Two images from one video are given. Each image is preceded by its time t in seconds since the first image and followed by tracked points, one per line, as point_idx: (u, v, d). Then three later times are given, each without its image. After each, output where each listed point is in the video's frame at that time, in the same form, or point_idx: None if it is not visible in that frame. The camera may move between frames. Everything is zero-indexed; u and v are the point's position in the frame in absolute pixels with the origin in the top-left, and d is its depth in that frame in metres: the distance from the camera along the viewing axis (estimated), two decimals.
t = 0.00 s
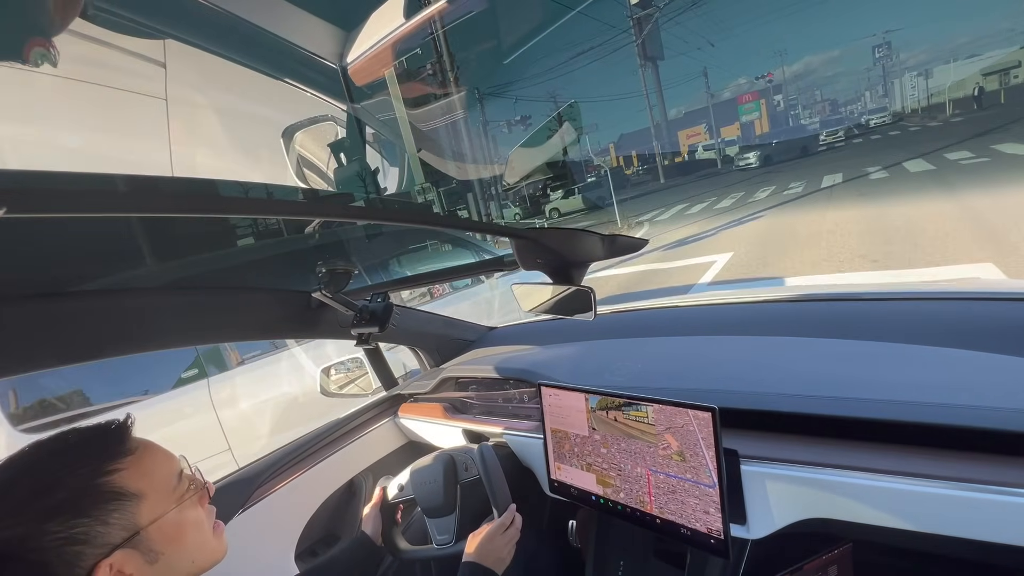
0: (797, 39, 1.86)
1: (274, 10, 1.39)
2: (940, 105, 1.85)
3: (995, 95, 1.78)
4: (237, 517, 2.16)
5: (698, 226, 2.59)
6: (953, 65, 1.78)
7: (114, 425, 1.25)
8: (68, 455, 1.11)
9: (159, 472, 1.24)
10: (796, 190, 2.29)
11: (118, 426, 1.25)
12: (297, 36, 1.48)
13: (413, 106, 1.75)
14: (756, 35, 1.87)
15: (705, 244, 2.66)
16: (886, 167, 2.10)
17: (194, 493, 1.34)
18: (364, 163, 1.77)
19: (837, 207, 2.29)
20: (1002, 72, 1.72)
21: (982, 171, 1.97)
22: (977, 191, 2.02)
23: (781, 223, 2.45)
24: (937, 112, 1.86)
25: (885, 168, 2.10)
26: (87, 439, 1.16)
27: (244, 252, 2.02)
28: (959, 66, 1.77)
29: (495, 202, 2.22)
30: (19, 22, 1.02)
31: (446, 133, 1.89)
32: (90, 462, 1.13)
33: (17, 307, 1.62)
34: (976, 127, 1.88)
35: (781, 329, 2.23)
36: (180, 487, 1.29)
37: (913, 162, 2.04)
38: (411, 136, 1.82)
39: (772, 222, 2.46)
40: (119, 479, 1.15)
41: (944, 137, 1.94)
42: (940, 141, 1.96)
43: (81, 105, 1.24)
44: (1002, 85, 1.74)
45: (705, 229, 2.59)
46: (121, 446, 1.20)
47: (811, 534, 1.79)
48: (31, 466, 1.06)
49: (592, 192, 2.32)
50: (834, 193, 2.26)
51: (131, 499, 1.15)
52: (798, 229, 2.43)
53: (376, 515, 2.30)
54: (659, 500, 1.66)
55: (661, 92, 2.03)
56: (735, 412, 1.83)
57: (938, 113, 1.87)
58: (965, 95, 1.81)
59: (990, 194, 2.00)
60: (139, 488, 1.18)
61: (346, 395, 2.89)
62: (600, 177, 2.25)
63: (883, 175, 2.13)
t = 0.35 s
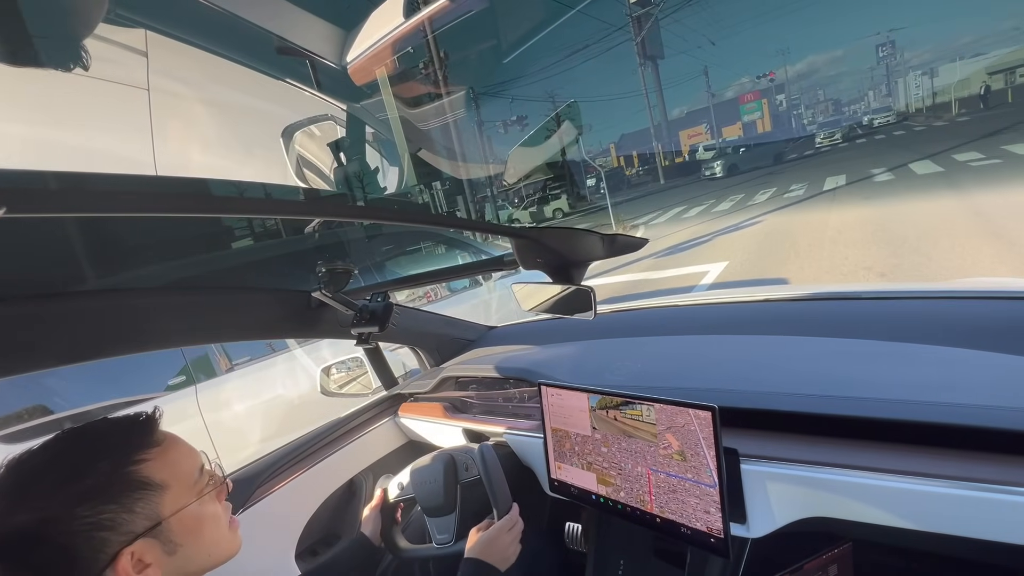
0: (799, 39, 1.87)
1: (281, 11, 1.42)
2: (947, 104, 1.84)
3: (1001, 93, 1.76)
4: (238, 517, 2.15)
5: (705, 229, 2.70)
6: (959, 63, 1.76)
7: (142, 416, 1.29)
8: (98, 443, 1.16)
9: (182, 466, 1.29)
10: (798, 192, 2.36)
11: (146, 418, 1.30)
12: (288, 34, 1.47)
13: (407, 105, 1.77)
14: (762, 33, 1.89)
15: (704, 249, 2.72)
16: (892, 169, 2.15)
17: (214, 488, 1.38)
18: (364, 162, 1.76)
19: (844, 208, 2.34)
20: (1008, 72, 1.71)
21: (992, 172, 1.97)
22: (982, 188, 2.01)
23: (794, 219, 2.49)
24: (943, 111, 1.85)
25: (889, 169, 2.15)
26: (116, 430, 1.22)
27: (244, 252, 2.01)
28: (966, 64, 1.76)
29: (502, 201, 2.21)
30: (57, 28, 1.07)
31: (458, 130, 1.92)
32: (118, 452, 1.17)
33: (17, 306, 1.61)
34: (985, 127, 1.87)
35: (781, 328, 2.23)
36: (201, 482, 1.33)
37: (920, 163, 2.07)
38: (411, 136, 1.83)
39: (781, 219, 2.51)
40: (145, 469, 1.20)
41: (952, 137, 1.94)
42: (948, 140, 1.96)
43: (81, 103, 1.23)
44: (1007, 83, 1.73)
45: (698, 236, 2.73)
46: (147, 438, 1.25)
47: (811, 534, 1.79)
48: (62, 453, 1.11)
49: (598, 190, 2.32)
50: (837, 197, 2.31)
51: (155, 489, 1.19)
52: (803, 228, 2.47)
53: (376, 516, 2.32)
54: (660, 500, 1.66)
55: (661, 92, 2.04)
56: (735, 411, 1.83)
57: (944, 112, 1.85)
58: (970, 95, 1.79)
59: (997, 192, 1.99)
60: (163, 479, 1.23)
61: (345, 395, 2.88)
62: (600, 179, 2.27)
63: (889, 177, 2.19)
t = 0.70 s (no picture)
0: (800, 38, 1.86)
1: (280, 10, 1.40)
2: (950, 103, 1.83)
3: (1008, 92, 1.75)
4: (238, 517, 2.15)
5: (708, 231, 2.65)
6: (963, 62, 1.74)
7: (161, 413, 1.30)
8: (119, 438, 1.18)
9: (200, 461, 1.31)
10: (799, 194, 2.35)
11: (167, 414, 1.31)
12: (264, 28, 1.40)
13: (408, 105, 1.77)
14: (765, 31, 1.87)
15: (700, 254, 2.71)
16: (896, 170, 2.13)
17: (231, 483, 1.40)
18: (365, 162, 1.77)
19: (848, 208, 2.30)
20: (1012, 71, 1.71)
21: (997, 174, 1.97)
22: (987, 187, 2.01)
23: (793, 220, 2.46)
24: (946, 111, 1.85)
25: (893, 171, 2.13)
26: (137, 425, 1.23)
27: (244, 252, 2.01)
28: (971, 62, 1.74)
29: (503, 199, 2.23)
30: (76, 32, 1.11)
31: (459, 129, 1.92)
32: (138, 448, 1.19)
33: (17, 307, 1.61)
34: (994, 126, 1.86)
35: (781, 328, 2.23)
36: (219, 477, 1.35)
37: (925, 163, 2.06)
38: (411, 135, 1.83)
39: (783, 221, 2.48)
40: (163, 465, 1.21)
41: (959, 137, 1.93)
42: (955, 141, 1.95)
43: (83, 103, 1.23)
44: (1011, 83, 1.73)
45: (696, 239, 2.71)
46: (167, 434, 1.26)
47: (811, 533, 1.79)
48: (85, 446, 1.13)
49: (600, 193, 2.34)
50: (840, 198, 2.30)
51: (173, 485, 1.21)
52: (806, 229, 2.45)
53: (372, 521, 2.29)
54: (660, 500, 1.66)
55: (661, 91, 2.03)
56: (736, 411, 1.83)
57: (948, 111, 1.85)
58: (975, 94, 1.79)
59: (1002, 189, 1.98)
60: (182, 475, 1.24)
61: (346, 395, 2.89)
62: (600, 179, 2.27)
63: (893, 179, 2.17)
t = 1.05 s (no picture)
0: (801, 38, 1.86)
1: (277, 9, 1.36)
2: (953, 103, 1.83)
3: (1010, 92, 1.76)
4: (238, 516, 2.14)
5: (705, 233, 2.69)
6: (965, 61, 1.75)
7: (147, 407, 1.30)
8: (106, 433, 1.18)
9: (188, 453, 1.31)
10: (799, 196, 2.38)
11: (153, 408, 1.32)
12: (242, 28, 1.33)
13: (407, 104, 1.76)
14: (766, 31, 1.87)
15: (699, 258, 2.75)
16: (899, 171, 2.13)
17: (223, 474, 1.40)
18: (366, 162, 1.78)
19: (849, 208, 2.30)
20: (1015, 70, 1.71)
21: (1004, 178, 2.00)
22: (993, 186, 2.02)
23: (792, 222, 2.50)
24: (949, 110, 1.84)
25: (896, 172, 2.14)
26: (122, 419, 1.23)
27: (244, 251, 2.01)
28: (972, 62, 1.75)
29: (500, 199, 2.21)
30: (72, 44, 1.10)
31: (456, 129, 1.91)
32: (125, 442, 1.19)
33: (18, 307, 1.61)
34: (995, 127, 1.88)
35: (781, 328, 2.23)
36: (209, 468, 1.36)
37: (929, 165, 2.07)
38: (410, 135, 1.83)
39: (779, 223, 2.52)
40: (151, 458, 1.22)
41: (963, 137, 1.93)
42: (961, 141, 1.96)
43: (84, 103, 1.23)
44: (1014, 82, 1.73)
45: (693, 243, 2.75)
46: (152, 428, 1.26)
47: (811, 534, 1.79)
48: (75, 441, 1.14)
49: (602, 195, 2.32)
50: (841, 199, 2.32)
51: (162, 478, 1.22)
52: (805, 230, 2.48)
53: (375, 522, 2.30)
54: (660, 499, 1.66)
55: (661, 91, 2.03)
56: (736, 411, 1.84)
57: (950, 111, 1.84)
58: (979, 93, 1.79)
59: (1005, 187, 2.00)
60: (170, 468, 1.25)
61: (347, 395, 2.87)
62: (599, 180, 2.26)
63: (895, 180, 2.17)
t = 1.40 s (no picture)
0: (802, 38, 1.86)
1: (277, 8, 1.36)
2: (954, 103, 1.85)
3: (1011, 92, 1.76)
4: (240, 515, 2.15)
5: (701, 236, 2.65)
6: (967, 61, 1.76)
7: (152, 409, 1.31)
8: (100, 433, 1.20)
9: (178, 461, 1.29)
10: (798, 198, 2.36)
11: (159, 410, 1.32)
12: (223, 27, 1.28)
13: (407, 104, 1.75)
14: (766, 31, 1.86)
15: (695, 262, 2.70)
16: (901, 173, 2.12)
17: (221, 483, 1.38)
18: (366, 162, 1.78)
19: (850, 210, 2.30)
20: (1017, 70, 1.71)
21: (1011, 179, 1.94)
22: (997, 188, 1.98)
23: (791, 224, 2.45)
24: (952, 110, 1.86)
25: (897, 173, 2.13)
26: (120, 420, 1.24)
27: (245, 252, 2.01)
28: (974, 62, 1.76)
29: (499, 200, 2.23)
30: (84, 48, 1.09)
31: (454, 129, 1.91)
32: (110, 446, 1.19)
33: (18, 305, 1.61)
34: (999, 127, 1.85)
35: (781, 329, 2.23)
36: (200, 478, 1.32)
37: (932, 167, 2.06)
38: (411, 135, 1.83)
39: (778, 225, 2.48)
40: (127, 468, 1.19)
41: (965, 138, 1.93)
42: (963, 140, 1.93)
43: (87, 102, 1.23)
44: (1017, 82, 1.73)
45: (690, 247, 2.70)
46: (146, 432, 1.25)
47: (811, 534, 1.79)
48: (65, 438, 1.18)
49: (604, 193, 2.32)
50: (842, 200, 2.29)
51: (137, 489, 1.19)
52: (806, 231, 2.43)
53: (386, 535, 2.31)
54: (660, 499, 1.66)
55: (660, 91, 2.03)
56: (736, 411, 1.83)
57: (953, 111, 1.87)
58: (979, 93, 1.80)
59: (1009, 186, 1.95)
60: (150, 478, 1.22)
61: (347, 394, 2.93)
62: (600, 180, 2.25)
63: (897, 181, 2.15)
